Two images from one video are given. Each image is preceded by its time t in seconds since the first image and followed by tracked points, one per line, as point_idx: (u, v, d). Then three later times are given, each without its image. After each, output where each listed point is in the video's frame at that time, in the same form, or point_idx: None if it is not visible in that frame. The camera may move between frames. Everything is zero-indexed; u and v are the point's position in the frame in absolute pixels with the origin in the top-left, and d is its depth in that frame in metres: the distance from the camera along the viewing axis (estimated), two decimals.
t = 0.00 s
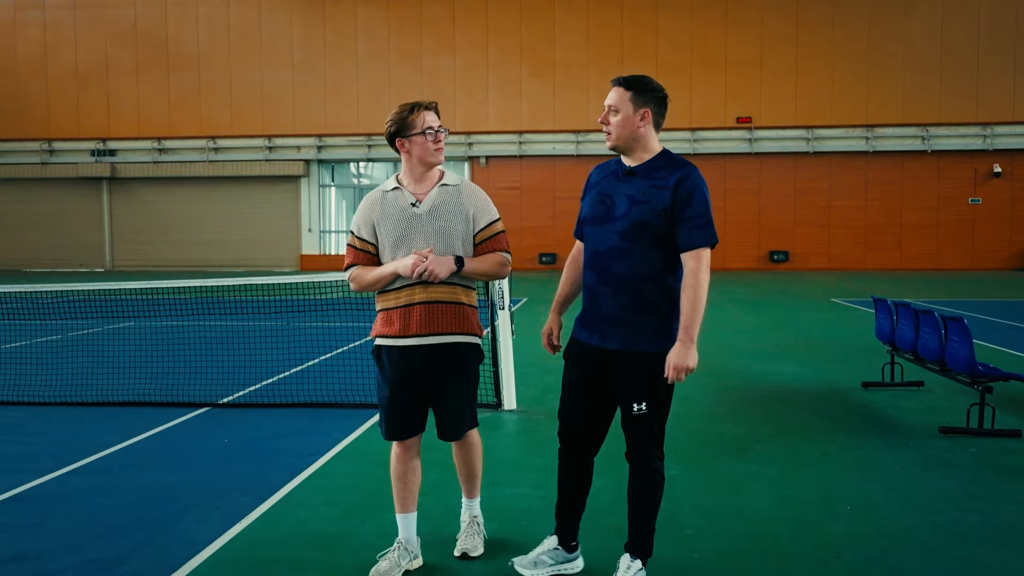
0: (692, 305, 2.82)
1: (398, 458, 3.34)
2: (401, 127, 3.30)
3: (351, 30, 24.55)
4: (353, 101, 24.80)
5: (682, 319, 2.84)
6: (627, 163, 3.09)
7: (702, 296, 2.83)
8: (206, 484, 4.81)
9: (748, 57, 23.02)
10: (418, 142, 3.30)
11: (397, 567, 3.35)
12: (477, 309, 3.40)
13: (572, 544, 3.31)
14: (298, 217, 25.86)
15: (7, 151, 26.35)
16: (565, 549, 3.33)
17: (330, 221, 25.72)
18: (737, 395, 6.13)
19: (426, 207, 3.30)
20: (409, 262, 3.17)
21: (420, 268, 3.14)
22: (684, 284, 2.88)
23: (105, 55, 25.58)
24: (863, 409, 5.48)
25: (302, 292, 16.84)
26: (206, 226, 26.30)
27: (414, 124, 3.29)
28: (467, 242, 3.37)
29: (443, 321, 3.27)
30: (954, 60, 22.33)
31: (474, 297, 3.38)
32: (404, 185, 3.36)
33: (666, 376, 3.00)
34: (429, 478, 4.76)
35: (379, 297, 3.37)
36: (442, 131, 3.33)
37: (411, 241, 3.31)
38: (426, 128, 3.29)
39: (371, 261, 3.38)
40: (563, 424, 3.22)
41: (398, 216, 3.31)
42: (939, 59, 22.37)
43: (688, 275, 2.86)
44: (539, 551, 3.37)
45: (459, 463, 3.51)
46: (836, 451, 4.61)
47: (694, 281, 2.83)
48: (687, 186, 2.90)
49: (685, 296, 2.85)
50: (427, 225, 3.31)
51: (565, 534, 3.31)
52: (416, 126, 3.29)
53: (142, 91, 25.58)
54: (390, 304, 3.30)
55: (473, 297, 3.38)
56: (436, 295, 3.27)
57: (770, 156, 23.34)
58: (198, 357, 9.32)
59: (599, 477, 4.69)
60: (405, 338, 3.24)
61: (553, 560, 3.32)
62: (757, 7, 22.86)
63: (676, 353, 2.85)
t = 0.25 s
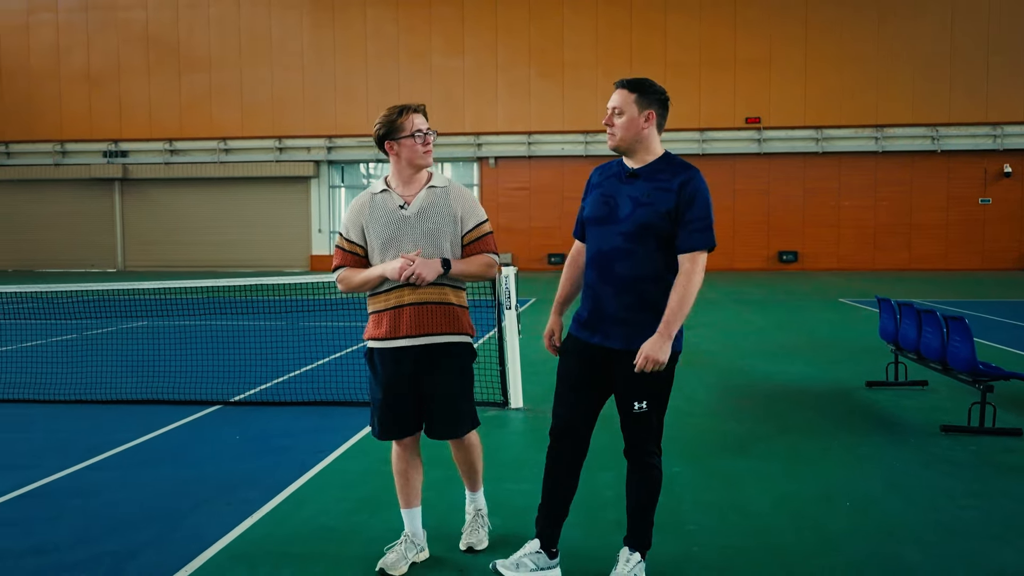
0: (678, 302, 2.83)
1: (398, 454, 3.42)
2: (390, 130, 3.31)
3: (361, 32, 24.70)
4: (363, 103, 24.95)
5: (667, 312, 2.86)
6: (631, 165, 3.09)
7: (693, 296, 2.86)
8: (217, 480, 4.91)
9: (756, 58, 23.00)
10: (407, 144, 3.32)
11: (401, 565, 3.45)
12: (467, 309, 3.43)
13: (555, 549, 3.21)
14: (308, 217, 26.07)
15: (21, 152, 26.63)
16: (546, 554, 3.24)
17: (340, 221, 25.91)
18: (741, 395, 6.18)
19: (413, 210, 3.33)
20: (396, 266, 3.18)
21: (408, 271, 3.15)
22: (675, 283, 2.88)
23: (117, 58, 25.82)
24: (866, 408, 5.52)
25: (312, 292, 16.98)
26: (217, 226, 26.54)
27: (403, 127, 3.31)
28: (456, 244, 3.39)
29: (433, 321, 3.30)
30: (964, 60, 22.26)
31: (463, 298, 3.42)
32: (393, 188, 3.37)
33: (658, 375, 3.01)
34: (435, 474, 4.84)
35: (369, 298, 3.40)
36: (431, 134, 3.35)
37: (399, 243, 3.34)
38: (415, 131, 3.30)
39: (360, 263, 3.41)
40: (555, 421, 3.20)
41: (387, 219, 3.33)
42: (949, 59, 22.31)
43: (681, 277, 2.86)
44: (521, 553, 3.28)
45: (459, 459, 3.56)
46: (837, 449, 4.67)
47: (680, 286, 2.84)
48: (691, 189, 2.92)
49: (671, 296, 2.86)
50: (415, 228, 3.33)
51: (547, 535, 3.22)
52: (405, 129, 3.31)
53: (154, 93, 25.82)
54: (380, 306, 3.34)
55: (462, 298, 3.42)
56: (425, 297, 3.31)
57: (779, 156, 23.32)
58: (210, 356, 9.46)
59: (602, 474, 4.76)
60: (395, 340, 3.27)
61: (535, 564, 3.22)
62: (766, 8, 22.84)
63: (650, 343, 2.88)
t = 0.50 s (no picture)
0: (694, 305, 2.90)
1: (401, 453, 3.49)
2: (386, 133, 3.33)
3: (369, 32, 24.79)
4: (370, 102, 25.04)
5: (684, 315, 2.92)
6: (628, 166, 3.12)
7: (702, 299, 2.92)
8: (228, 475, 5.00)
9: (764, 58, 22.97)
10: (403, 148, 3.35)
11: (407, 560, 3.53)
12: (464, 309, 3.46)
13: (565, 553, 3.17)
14: (315, 217, 26.20)
15: (30, 152, 26.80)
16: (557, 560, 3.19)
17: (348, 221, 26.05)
18: (746, 393, 6.23)
19: (410, 212, 3.36)
20: (393, 269, 3.23)
21: (404, 275, 3.20)
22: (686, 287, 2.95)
23: (126, 58, 25.98)
24: (868, 407, 5.57)
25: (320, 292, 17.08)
26: (225, 225, 26.70)
27: (398, 130, 3.33)
28: (452, 246, 3.43)
29: (428, 321, 3.33)
30: (972, 59, 22.20)
31: (460, 299, 3.44)
32: (389, 190, 3.40)
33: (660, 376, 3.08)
34: (442, 471, 4.91)
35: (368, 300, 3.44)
36: (426, 137, 3.38)
37: (396, 245, 3.38)
38: (411, 135, 3.33)
39: (358, 265, 3.46)
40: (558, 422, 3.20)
41: (384, 221, 3.37)
42: (957, 58, 22.24)
43: (689, 279, 2.93)
44: (532, 561, 3.21)
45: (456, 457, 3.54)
46: (840, 447, 4.71)
47: (693, 286, 2.90)
48: (693, 191, 2.97)
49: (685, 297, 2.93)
50: (412, 230, 3.37)
51: (556, 540, 3.18)
52: (401, 132, 3.33)
53: (162, 94, 25.96)
54: (377, 308, 3.38)
55: (459, 297, 3.44)
56: (421, 298, 3.34)
57: (786, 156, 23.30)
58: (219, 354, 9.57)
59: (607, 471, 4.82)
60: (392, 341, 3.31)
61: (547, 570, 3.16)
62: (773, 8, 22.82)
63: (675, 352, 2.95)
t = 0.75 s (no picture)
0: (714, 304, 3.01)
1: (412, 451, 3.54)
2: (393, 136, 3.34)
3: (380, 34, 24.93)
4: (381, 104, 25.17)
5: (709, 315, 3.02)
6: (622, 168, 3.14)
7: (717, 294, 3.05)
8: (243, 473, 5.09)
9: (775, 58, 22.93)
10: (409, 150, 3.36)
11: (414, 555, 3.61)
12: (471, 312, 3.41)
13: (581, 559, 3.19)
14: (327, 217, 26.38)
15: (44, 153, 27.04)
16: (575, 566, 3.21)
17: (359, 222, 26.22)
18: (755, 393, 6.25)
19: (415, 216, 3.33)
20: (397, 274, 3.22)
21: (408, 280, 3.18)
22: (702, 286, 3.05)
23: (139, 61, 26.21)
24: (877, 407, 5.59)
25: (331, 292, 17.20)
26: (238, 226, 26.91)
27: (405, 133, 3.34)
28: (457, 249, 3.39)
29: (432, 323, 3.30)
30: (985, 59, 22.10)
31: (466, 302, 3.40)
32: (395, 193, 3.39)
33: (662, 377, 3.12)
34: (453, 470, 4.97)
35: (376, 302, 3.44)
36: (432, 141, 3.38)
37: (402, 248, 3.36)
38: (417, 137, 3.34)
39: (365, 267, 3.45)
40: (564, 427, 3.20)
41: (389, 224, 3.35)
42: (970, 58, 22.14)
43: (705, 282, 3.03)
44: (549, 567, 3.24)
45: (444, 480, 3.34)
46: (848, 447, 4.74)
47: (709, 284, 3.02)
48: (690, 192, 3.02)
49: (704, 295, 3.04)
50: (417, 233, 3.34)
51: (574, 547, 3.20)
52: (407, 135, 3.34)
53: (175, 96, 26.18)
54: (381, 311, 3.37)
55: (466, 299, 3.40)
56: (426, 301, 3.32)
57: (797, 157, 23.24)
58: (231, 354, 9.68)
59: (615, 470, 4.86)
60: (398, 343, 3.31)
61: None
62: (784, 7, 22.77)
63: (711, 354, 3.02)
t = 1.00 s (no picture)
0: (697, 309, 3.02)
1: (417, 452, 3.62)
2: (403, 139, 3.33)
3: (388, 34, 25.03)
4: (389, 104, 25.26)
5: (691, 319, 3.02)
6: (608, 172, 3.12)
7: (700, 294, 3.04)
8: (253, 469, 5.17)
9: (783, 57, 22.89)
10: (419, 154, 3.34)
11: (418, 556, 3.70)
12: (475, 319, 3.41)
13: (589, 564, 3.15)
14: (335, 217, 26.52)
15: (54, 154, 27.23)
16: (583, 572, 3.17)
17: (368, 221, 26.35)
18: (761, 393, 6.28)
19: (422, 220, 3.35)
20: (400, 278, 3.24)
21: (409, 285, 3.20)
22: (685, 287, 3.05)
23: (149, 61, 26.36)
24: (882, 406, 5.63)
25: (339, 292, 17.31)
26: (247, 226, 27.07)
27: (416, 136, 3.32)
28: (463, 256, 3.39)
29: (433, 330, 3.31)
30: (995, 58, 22.02)
31: (471, 309, 3.39)
32: (404, 197, 3.41)
33: (662, 378, 3.11)
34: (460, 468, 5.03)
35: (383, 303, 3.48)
36: (443, 143, 3.35)
37: (408, 252, 3.38)
38: (427, 141, 3.32)
39: (373, 268, 3.50)
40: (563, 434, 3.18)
41: (397, 228, 3.38)
42: (979, 57, 22.07)
43: (687, 282, 3.03)
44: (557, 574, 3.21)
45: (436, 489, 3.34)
46: (852, 446, 4.78)
47: (692, 286, 3.02)
48: (677, 193, 3.01)
49: (686, 298, 3.04)
50: (423, 238, 3.36)
51: (581, 554, 3.16)
52: (417, 139, 3.32)
53: (184, 97, 26.33)
54: (385, 314, 3.41)
55: (472, 307, 3.40)
56: (428, 307, 3.32)
57: (805, 156, 23.20)
58: (241, 353, 9.78)
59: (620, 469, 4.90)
60: (397, 347, 3.32)
61: None
62: (792, 6, 22.73)
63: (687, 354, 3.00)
